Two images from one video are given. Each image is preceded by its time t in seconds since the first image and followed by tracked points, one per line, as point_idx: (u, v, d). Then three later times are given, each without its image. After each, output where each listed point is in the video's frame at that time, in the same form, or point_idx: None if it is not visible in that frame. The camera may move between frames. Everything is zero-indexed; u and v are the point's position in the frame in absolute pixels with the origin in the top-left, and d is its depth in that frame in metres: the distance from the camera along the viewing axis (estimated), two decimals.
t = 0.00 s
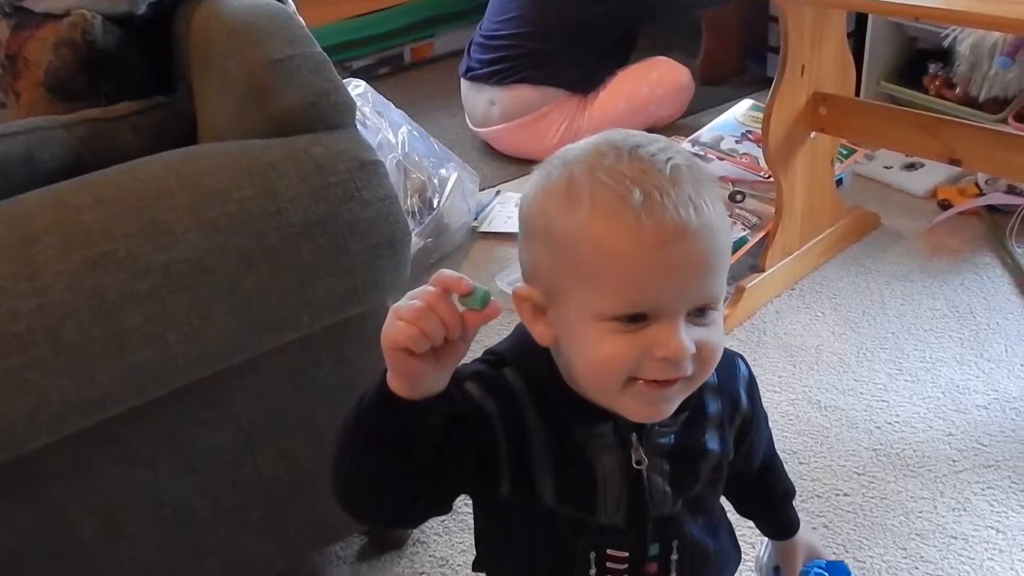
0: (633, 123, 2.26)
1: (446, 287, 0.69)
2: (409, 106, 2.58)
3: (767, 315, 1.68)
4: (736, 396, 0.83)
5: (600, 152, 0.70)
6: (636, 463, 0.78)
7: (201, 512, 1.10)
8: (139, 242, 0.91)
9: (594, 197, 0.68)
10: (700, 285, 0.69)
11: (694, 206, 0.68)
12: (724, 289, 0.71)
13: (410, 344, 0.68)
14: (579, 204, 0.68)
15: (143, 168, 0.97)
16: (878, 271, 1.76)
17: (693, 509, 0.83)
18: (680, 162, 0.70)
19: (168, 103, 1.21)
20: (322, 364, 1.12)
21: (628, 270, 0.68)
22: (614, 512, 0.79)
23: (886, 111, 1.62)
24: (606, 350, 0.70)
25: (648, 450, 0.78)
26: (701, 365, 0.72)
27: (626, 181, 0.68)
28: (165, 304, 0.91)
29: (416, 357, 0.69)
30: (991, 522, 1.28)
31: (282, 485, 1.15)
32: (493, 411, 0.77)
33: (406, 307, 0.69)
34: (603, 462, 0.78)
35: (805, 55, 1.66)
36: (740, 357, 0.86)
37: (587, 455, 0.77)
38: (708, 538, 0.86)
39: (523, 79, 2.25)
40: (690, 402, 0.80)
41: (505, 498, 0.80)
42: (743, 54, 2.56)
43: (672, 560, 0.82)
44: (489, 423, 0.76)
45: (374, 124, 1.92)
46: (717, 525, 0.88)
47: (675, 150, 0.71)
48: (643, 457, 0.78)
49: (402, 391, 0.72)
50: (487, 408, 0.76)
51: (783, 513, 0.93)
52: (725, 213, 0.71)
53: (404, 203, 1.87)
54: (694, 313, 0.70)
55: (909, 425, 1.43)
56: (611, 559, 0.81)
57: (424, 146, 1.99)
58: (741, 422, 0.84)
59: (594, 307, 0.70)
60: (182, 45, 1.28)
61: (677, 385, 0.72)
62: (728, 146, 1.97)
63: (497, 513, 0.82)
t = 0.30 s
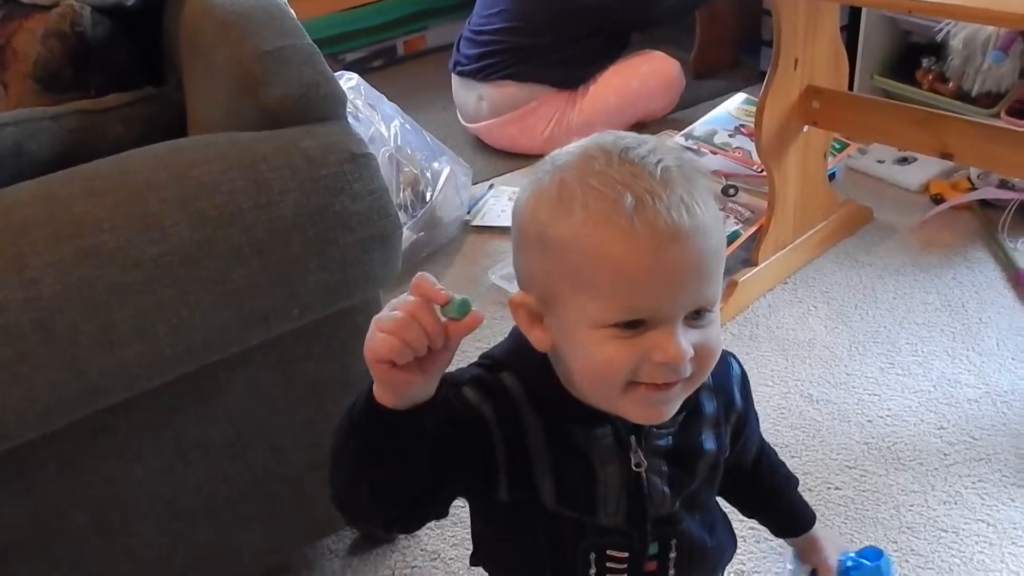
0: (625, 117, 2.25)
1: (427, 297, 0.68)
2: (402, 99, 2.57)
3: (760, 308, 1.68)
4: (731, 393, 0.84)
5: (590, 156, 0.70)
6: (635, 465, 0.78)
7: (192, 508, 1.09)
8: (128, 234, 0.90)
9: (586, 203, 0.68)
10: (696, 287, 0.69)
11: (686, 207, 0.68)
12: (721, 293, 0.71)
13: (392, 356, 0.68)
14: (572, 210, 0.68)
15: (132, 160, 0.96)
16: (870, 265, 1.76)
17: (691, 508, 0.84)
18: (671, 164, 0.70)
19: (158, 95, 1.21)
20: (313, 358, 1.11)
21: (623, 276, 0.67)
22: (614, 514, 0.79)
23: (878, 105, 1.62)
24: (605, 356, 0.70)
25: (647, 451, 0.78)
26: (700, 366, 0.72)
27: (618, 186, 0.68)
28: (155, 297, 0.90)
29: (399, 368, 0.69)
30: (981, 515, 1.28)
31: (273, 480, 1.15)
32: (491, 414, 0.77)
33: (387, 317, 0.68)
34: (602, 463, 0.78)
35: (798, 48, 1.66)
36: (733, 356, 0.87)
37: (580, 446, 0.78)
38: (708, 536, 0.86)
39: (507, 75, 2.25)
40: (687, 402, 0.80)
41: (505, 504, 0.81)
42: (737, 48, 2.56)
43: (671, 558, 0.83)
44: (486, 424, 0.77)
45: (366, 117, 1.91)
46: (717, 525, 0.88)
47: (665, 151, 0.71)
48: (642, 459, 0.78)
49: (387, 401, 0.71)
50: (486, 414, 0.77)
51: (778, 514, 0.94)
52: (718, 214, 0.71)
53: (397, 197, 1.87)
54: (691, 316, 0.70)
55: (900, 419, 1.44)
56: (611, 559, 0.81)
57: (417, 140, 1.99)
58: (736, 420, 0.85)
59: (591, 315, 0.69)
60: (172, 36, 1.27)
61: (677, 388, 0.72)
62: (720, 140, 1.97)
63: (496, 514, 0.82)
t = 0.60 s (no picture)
0: (618, 112, 2.25)
1: (377, 377, 0.65)
2: (391, 94, 2.56)
3: (750, 301, 1.68)
4: (720, 401, 0.85)
5: (573, 160, 0.72)
6: (624, 478, 0.79)
7: (181, 505, 1.09)
8: (112, 230, 0.89)
9: (570, 207, 0.70)
10: (682, 288, 0.70)
11: (668, 204, 0.70)
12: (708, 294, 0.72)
13: (343, 435, 0.67)
14: (557, 212, 0.70)
15: (115, 155, 0.95)
16: (859, 258, 1.76)
17: (682, 520, 0.84)
18: (653, 164, 0.72)
19: (144, 90, 1.20)
20: (301, 353, 1.11)
21: (608, 276, 0.69)
22: (603, 524, 0.80)
23: (867, 98, 1.62)
24: (594, 361, 0.71)
25: (636, 466, 0.79)
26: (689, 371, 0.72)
27: (601, 188, 0.70)
28: (140, 293, 0.90)
29: (352, 445, 0.68)
30: (970, 506, 1.28)
31: (262, 477, 1.14)
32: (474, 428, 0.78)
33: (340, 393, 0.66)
34: (592, 475, 0.79)
35: (786, 41, 1.66)
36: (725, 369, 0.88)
37: (571, 427, 0.78)
38: (701, 544, 0.87)
39: (502, 70, 2.24)
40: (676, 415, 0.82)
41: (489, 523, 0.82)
42: (726, 41, 2.56)
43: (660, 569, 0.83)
44: (469, 437, 0.78)
45: (354, 111, 1.91)
46: (714, 536, 0.88)
47: (646, 153, 0.73)
48: (632, 472, 0.79)
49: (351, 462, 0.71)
50: (473, 430, 0.78)
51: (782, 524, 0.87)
52: (704, 216, 0.72)
53: (385, 191, 1.86)
54: (680, 319, 0.71)
55: (889, 411, 1.44)
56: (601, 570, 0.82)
57: (406, 134, 1.98)
58: (728, 430, 0.86)
59: (580, 319, 0.71)
60: (157, 31, 1.26)
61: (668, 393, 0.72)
62: (709, 133, 1.97)
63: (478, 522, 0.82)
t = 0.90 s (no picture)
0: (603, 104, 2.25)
1: (376, 273, 0.62)
2: (378, 89, 2.55)
3: (737, 295, 1.69)
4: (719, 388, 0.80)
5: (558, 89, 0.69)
6: (598, 452, 0.75)
7: (169, 504, 1.08)
8: (94, 228, 0.89)
9: (547, 124, 0.66)
10: (660, 212, 0.65)
11: (650, 127, 0.66)
12: (691, 231, 0.67)
13: (330, 320, 0.63)
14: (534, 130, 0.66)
15: (97, 152, 0.95)
16: (846, 251, 1.77)
17: (665, 513, 0.80)
18: (639, 96, 0.68)
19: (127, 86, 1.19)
20: (286, 350, 1.11)
21: (579, 195, 0.64)
22: (572, 507, 0.77)
23: (853, 90, 1.62)
24: (564, 284, 0.66)
25: (609, 437, 0.76)
26: (672, 310, 0.67)
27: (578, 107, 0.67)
28: (124, 290, 0.89)
29: (334, 335, 0.64)
30: (956, 496, 1.29)
31: (248, 475, 1.14)
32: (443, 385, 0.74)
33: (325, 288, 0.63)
34: (565, 452, 0.76)
35: (772, 34, 1.66)
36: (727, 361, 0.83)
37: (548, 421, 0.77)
38: (683, 545, 0.83)
39: (488, 65, 2.22)
40: (666, 393, 0.77)
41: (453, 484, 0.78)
42: (712, 35, 2.56)
43: (632, 561, 0.81)
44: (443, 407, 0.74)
45: (341, 106, 1.90)
46: (701, 536, 0.83)
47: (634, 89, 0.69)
48: (607, 447, 0.76)
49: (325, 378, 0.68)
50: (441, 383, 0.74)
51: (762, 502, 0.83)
52: (690, 149, 0.67)
53: (373, 187, 1.85)
54: (657, 251, 0.66)
55: (875, 403, 1.44)
56: (569, 556, 0.79)
57: (393, 130, 1.98)
58: (728, 424, 0.81)
59: (548, 237, 0.66)
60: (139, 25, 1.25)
61: (647, 332, 0.66)
62: (696, 126, 1.97)
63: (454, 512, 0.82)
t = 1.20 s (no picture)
0: (592, 97, 2.25)
1: (350, 358, 0.64)
2: (366, 83, 2.55)
3: (726, 287, 1.69)
4: (705, 450, 0.85)
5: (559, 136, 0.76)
6: (586, 509, 0.78)
7: (156, 500, 1.07)
8: (78, 223, 0.88)
9: (542, 159, 0.72)
10: (647, 252, 0.69)
11: (647, 171, 0.71)
12: (680, 277, 0.71)
13: (303, 416, 0.64)
14: (534, 167, 0.72)
15: (80, 147, 0.94)
16: (834, 242, 1.77)
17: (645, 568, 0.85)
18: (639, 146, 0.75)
19: (110, 80, 1.18)
20: (274, 345, 1.10)
21: (572, 221, 0.69)
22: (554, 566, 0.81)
23: (840, 82, 1.62)
24: (545, 313, 0.69)
25: (599, 497, 0.78)
26: (653, 350, 0.69)
27: (576, 147, 0.73)
28: (109, 286, 0.89)
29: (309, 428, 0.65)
30: (944, 486, 1.30)
31: (236, 470, 1.13)
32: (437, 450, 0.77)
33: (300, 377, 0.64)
34: (550, 508, 0.78)
35: (759, 26, 1.66)
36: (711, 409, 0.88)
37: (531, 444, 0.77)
38: None
39: (477, 58, 2.21)
40: (651, 448, 0.80)
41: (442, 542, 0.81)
42: (700, 28, 2.56)
43: None
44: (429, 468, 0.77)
45: (328, 101, 1.89)
46: None
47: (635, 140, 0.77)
48: (595, 504, 0.78)
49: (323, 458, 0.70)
50: (429, 441, 0.76)
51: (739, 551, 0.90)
52: (686, 196, 0.73)
53: (360, 181, 1.85)
54: (639, 292, 0.70)
55: (863, 393, 1.45)
56: None
57: (380, 124, 1.97)
58: (708, 473, 0.87)
59: (533, 269, 0.70)
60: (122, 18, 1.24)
61: (626, 370, 0.69)
62: (685, 120, 1.97)
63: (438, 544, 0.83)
